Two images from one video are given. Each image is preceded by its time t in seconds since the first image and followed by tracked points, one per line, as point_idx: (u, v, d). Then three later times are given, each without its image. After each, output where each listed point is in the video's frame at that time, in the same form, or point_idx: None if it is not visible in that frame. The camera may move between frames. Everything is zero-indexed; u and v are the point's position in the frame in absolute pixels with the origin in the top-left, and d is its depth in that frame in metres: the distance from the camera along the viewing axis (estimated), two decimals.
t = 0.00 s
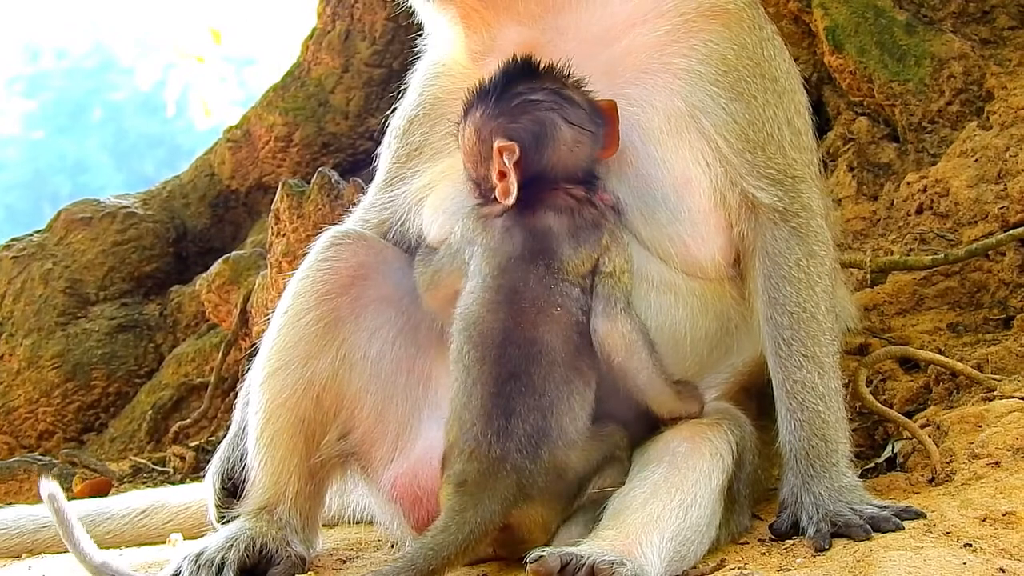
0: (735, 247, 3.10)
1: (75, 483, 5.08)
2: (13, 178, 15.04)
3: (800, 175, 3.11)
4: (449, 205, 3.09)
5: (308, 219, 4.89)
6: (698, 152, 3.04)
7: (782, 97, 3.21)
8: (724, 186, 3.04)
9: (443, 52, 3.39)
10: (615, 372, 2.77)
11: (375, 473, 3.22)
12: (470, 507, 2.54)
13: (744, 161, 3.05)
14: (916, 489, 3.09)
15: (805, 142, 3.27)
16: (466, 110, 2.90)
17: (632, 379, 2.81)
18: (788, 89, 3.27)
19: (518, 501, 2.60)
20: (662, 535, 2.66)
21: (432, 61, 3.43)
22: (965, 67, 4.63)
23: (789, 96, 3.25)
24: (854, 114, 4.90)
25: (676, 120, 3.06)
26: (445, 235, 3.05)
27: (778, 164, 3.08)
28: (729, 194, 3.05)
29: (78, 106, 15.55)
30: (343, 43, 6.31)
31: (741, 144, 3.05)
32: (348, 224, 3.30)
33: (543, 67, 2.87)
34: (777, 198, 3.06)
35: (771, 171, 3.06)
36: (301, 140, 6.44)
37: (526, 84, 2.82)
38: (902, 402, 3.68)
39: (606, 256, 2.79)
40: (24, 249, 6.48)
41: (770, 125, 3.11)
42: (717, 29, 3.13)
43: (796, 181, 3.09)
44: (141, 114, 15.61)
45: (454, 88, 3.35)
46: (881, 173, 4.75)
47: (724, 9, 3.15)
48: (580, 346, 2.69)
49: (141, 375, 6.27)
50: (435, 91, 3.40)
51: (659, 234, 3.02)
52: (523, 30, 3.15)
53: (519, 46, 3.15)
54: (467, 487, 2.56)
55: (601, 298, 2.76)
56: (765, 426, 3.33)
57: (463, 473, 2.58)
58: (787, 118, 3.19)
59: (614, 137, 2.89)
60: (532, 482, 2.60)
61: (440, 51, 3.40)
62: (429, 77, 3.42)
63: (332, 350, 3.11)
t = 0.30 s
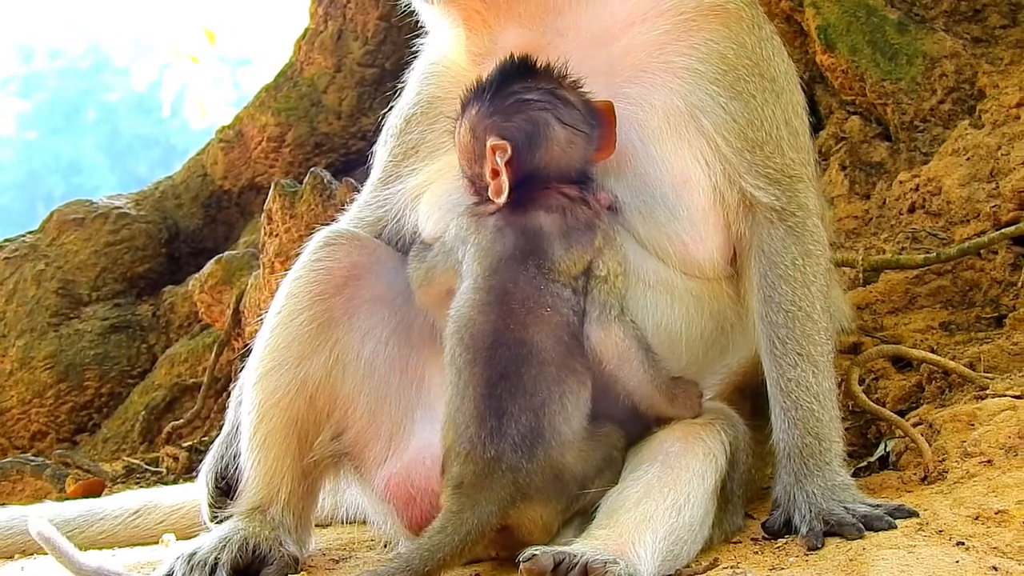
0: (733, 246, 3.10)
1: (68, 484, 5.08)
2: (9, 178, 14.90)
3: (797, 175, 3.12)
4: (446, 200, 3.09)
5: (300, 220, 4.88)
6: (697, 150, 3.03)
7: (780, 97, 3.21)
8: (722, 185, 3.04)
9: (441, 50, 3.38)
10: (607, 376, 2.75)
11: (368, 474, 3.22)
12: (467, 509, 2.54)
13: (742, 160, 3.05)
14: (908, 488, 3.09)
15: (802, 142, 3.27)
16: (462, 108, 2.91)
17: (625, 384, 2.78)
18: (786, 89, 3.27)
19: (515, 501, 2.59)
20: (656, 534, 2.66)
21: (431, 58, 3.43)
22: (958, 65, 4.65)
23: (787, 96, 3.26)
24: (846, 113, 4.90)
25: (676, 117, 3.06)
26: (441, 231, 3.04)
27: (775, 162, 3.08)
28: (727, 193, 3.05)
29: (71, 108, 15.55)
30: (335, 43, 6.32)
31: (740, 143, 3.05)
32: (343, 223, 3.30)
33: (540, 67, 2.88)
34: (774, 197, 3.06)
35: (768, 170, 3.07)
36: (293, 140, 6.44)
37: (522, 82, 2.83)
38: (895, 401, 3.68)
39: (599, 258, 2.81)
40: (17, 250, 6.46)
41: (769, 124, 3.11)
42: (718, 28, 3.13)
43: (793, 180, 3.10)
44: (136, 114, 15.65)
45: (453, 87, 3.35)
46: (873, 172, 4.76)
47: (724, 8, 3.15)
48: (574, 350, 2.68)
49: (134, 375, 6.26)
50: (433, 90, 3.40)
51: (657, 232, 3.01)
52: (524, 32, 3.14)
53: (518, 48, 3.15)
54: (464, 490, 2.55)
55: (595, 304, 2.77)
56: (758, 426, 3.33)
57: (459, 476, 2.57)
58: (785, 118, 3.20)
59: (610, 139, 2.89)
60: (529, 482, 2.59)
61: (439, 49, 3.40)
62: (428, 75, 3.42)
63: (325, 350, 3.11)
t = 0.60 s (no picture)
0: (722, 247, 3.09)
1: (58, 483, 5.07)
2: None
3: (787, 175, 3.12)
4: (436, 203, 3.09)
5: (289, 219, 4.88)
6: (687, 151, 3.04)
7: (770, 98, 3.21)
8: (712, 185, 3.04)
9: (430, 50, 3.38)
10: (604, 380, 2.75)
11: (358, 473, 3.22)
12: (458, 515, 2.53)
13: (732, 161, 3.05)
14: (897, 488, 3.10)
15: (792, 142, 3.27)
16: (455, 115, 2.89)
17: (622, 386, 2.78)
18: (776, 90, 3.27)
19: (506, 510, 2.57)
20: (645, 535, 2.66)
21: (420, 59, 3.42)
22: (948, 66, 4.66)
23: (777, 97, 3.26)
24: (836, 113, 4.91)
25: (666, 118, 3.06)
26: (432, 235, 3.05)
27: (765, 163, 3.08)
28: (717, 193, 3.05)
29: (61, 105, 15.35)
30: (325, 42, 6.33)
31: (729, 144, 3.05)
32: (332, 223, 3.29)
33: (533, 74, 2.87)
34: (763, 198, 3.06)
35: (758, 171, 3.06)
36: (283, 139, 6.44)
37: (515, 89, 2.82)
38: (884, 401, 3.69)
39: (593, 264, 2.81)
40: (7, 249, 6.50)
41: (758, 125, 3.11)
42: (707, 29, 3.13)
43: (782, 181, 3.10)
44: (126, 111, 15.50)
45: (442, 87, 3.35)
46: (863, 172, 4.77)
47: (714, 9, 3.15)
48: (570, 355, 2.68)
49: (123, 374, 6.25)
50: (422, 91, 3.39)
51: (647, 234, 3.01)
52: (516, 35, 3.12)
53: (511, 51, 3.13)
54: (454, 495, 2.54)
55: (589, 311, 2.77)
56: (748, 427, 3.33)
57: (448, 481, 2.56)
58: (775, 119, 3.19)
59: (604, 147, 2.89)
60: (521, 491, 2.58)
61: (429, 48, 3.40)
62: (417, 76, 3.41)
63: (315, 350, 3.10)
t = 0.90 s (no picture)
0: (715, 250, 3.09)
1: (51, 486, 5.07)
2: None
3: (779, 177, 3.11)
4: (431, 207, 3.10)
5: (282, 221, 4.87)
6: (680, 154, 3.04)
7: (762, 100, 3.21)
8: (704, 188, 3.04)
9: (423, 53, 3.37)
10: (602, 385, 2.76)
11: (350, 476, 3.22)
12: (449, 520, 2.52)
13: (724, 164, 3.05)
14: (890, 490, 3.10)
15: (784, 144, 3.27)
16: (452, 121, 2.89)
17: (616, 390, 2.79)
18: (769, 92, 3.27)
19: (497, 515, 2.57)
20: (637, 537, 2.66)
21: (413, 61, 3.42)
22: (940, 67, 4.65)
23: (769, 99, 3.25)
24: (827, 114, 4.91)
25: (659, 121, 3.06)
26: (427, 241, 3.05)
27: (757, 165, 3.08)
28: (709, 196, 3.04)
29: (53, 105, 15.40)
30: (317, 44, 6.33)
31: (721, 147, 3.05)
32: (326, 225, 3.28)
33: (532, 82, 2.86)
34: (755, 200, 3.05)
35: (750, 173, 3.06)
36: (275, 141, 6.44)
37: (512, 96, 2.82)
38: (876, 402, 3.69)
39: (589, 270, 2.81)
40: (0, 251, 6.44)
41: (751, 128, 3.11)
42: (700, 32, 3.13)
43: (775, 183, 3.09)
44: (116, 113, 15.52)
45: (436, 90, 3.35)
46: (855, 173, 4.76)
47: (707, 12, 3.15)
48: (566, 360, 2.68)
49: (116, 376, 6.27)
50: (415, 94, 3.39)
51: (640, 237, 3.02)
52: (511, 40, 3.11)
53: (505, 57, 3.13)
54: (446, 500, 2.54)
55: (585, 317, 2.77)
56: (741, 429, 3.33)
57: (442, 487, 2.56)
58: (767, 121, 3.19)
59: (599, 153, 2.89)
60: (512, 496, 2.58)
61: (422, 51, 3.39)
62: (410, 79, 3.41)
63: (307, 353, 3.10)
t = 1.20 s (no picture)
0: (712, 252, 3.09)
1: (47, 487, 5.06)
2: None
3: (776, 180, 3.11)
4: (428, 209, 3.10)
5: (278, 223, 4.87)
6: (677, 157, 3.03)
7: (760, 103, 3.20)
8: (701, 190, 3.04)
9: (421, 56, 3.38)
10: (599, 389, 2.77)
11: (348, 477, 3.21)
12: (445, 523, 2.53)
13: (721, 167, 3.04)
14: (887, 492, 3.11)
15: (781, 147, 3.27)
16: (449, 124, 2.89)
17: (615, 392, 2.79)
18: (766, 96, 3.26)
19: (492, 518, 2.57)
20: (634, 539, 2.66)
21: (410, 63, 3.42)
22: (936, 69, 4.65)
23: (767, 103, 3.25)
24: (823, 116, 4.93)
25: (658, 124, 3.06)
26: (425, 243, 3.05)
27: (754, 168, 3.08)
28: (707, 198, 3.04)
29: (48, 105, 15.26)
30: (313, 45, 6.34)
31: (719, 149, 3.05)
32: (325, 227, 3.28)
33: (530, 85, 2.85)
34: (752, 202, 3.05)
35: (748, 176, 3.06)
36: (271, 142, 6.43)
37: (511, 99, 2.81)
38: (873, 405, 3.70)
39: (586, 274, 2.80)
40: None
41: (748, 130, 3.11)
42: (698, 36, 3.13)
43: (771, 186, 3.09)
44: (112, 113, 15.30)
45: (433, 92, 3.34)
46: (851, 176, 4.77)
47: (705, 15, 3.15)
48: (562, 364, 2.68)
49: (112, 377, 6.26)
50: (412, 96, 3.38)
51: (637, 240, 3.02)
52: (510, 45, 3.14)
53: (504, 61, 3.15)
54: (443, 503, 2.54)
55: (582, 322, 2.76)
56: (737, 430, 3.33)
57: (436, 489, 2.57)
58: (764, 124, 3.19)
59: (598, 155, 2.89)
60: (507, 499, 2.58)
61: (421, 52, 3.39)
62: (406, 81, 3.41)
63: (304, 354, 3.09)
